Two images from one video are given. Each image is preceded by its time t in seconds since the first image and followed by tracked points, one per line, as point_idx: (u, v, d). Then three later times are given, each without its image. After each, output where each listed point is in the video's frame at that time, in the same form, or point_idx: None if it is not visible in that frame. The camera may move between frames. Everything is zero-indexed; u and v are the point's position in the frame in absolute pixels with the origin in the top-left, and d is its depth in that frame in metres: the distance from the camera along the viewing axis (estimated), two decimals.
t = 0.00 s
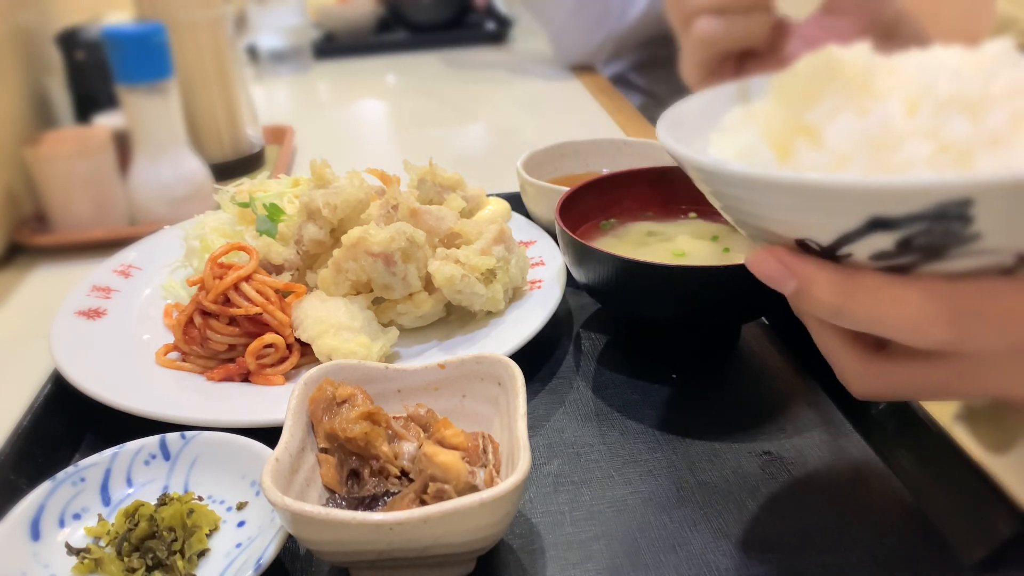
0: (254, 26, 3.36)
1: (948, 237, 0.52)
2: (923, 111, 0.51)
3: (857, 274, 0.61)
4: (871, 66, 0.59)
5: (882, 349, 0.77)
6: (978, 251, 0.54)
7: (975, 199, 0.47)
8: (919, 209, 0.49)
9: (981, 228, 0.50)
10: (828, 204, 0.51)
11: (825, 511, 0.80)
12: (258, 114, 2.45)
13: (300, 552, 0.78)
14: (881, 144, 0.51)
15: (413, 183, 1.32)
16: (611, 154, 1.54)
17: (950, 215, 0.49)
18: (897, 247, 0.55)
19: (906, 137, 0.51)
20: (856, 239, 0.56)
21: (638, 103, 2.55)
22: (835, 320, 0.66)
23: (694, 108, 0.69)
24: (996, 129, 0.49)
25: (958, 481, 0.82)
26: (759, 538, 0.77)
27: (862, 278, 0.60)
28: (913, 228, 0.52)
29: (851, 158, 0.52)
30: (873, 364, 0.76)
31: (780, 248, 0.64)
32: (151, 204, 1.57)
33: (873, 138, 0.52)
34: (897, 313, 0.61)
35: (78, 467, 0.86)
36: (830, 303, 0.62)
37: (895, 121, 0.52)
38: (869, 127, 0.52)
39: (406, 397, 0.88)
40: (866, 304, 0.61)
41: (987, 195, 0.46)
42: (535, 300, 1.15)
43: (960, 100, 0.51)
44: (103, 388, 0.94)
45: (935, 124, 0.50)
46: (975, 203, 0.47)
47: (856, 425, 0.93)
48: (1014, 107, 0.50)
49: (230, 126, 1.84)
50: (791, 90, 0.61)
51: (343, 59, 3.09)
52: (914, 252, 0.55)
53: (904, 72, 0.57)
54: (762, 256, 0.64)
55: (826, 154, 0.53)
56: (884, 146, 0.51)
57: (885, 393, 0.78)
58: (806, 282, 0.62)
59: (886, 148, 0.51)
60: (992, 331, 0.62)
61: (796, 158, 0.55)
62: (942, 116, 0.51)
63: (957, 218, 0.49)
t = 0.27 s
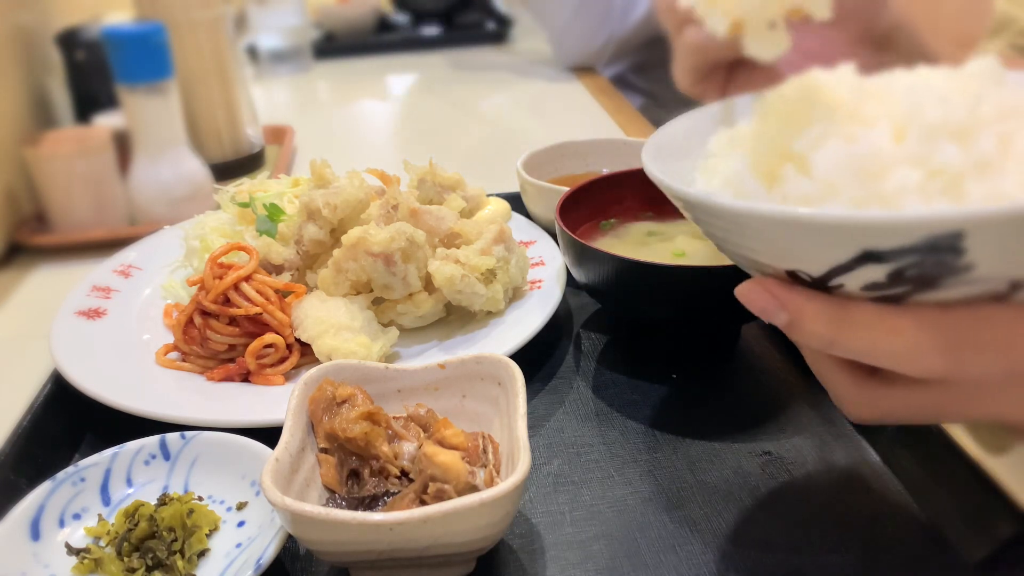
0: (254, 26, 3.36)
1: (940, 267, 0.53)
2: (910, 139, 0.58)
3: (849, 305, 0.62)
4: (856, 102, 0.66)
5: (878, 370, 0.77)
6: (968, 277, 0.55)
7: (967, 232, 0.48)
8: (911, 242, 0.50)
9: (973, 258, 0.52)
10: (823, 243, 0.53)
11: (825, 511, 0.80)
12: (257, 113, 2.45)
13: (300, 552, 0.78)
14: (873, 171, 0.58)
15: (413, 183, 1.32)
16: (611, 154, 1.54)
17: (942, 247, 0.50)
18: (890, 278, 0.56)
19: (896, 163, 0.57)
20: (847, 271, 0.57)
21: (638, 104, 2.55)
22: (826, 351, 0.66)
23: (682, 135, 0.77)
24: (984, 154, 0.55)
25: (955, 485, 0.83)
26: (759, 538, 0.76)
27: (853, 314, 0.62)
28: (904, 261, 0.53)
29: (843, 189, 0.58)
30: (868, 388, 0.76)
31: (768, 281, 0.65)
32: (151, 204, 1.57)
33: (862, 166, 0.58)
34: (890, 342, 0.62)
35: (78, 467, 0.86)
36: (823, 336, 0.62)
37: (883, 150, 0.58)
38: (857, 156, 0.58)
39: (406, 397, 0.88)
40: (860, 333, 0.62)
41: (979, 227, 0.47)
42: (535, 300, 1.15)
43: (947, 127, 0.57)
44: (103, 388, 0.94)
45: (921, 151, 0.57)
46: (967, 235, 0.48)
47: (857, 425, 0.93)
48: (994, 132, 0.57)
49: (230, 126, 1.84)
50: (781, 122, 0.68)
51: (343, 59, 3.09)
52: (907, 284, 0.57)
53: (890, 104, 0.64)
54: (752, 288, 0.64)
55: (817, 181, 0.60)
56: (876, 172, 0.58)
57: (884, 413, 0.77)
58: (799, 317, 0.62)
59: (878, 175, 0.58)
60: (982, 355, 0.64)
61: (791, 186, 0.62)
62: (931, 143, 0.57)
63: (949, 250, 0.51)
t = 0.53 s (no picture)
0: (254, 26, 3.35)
1: (933, 289, 0.54)
2: (899, 157, 0.56)
3: (839, 329, 0.63)
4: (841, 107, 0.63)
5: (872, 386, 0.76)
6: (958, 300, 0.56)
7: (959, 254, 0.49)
8: (904, 265, 0.51)
9: (965, 280, 0.53)
10: (816, 266, 0.54)
11: (825, 511, 0.80)
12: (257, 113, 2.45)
13: (300, 552, 0.78)
14: (863, 191, 0.56)
15: (413, 183, 1.32)
16: (611, 153, 1.54)
17: (935, 269, 0.51)
18: (882, 301, 0.57)
19: (884, 183, 0.56)
20: (838, 294, 0.58)
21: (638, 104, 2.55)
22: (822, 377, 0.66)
23: (665, 152, 0.80)
24: (974, 171, 0.54)
25: (953, 486, 0.83)
26: (759, 539, 0.76)
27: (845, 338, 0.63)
28: (896, 284, 0.54)
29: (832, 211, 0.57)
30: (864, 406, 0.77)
31: (756, 312, 0.66)
32: (151, 204, 1.57)
33: (852, 186, 0.56)
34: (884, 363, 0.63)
35: (78, 467, 0.86)
36: (818, 363, 0.63)
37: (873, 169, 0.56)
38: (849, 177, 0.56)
39: (405, 397, 0.88)
40: (851, 356, 0.63)
41: (971, 250, 0.48)
42: (535, 300, 1.15)
43: (936, 143, 0.55)
44: (102, 388, 0.93)
45: (910, 170, 0.56)
46: (960, 258, 0.50)
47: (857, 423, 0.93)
48: (983, 148, 0.55)
49: (230, 126, 1.84)
50: (755, 127, 0.66)
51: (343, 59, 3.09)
52: (899, 304, 0.58)
53: (876, 117, 0.61)
54: (742, 320, 0.64)
55: (806, 203, 0.59)
56: (865, 192, 0.56)
57: (883, 430, 0.78)
58: (791, 345, 0.63)
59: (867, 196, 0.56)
60: (976, 374, 0.65)
61: (778, 207, 0.60)
62: (919, 161, 0.56)
63: (942, 272, 0.52)
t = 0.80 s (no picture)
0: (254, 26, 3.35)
1: (926, 321, 0.56)
2: (882, 189, 0.62)
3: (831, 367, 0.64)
4: (822, 141, 0.70)
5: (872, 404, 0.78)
6: (949, 330, 0.57)
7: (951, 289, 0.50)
8: (896, 302, 0.53)
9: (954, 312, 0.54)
10: (811, 300, 0.55)
11: (826, 510, 0.80)
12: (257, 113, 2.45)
13: (300, 552, 0.78)
14: (849, 224, 0.61)
15: (413, 183, 1.32)
16: (611, 153, 1.54)
17: (925, 303, 0.53)
18: (873, 333, 0.58)
19: (870, 215, 0.61)
20: (830, 326, 0.58)
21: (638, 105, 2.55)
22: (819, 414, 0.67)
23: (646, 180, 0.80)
24: (955, 200, 0.59)
25: (953, 488, 0.82)
26: (759, 539, 0.76)
27: (836, 376, 0.63)
28: (888, 318, 0.56)
29: (820, 242, 0.62)
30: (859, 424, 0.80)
31: (746, 355, 0.67)
32: (151, 204, 1.57)
33: (839, 220, 0.61)
34: (876, 398, 0.63)
35: (78, 467, 0.86)
36: (812, 402, 0.64)
37: (858, 202, 0.62)
38: (837, 210, 0.61)
39: (405, 397, 0.88)
40: (843, 392, 0.63)
41: (962, 285, 0.50)
42: (535, 300, 1.15)
43: (917, 174, 0.61)
44: (103, 388, 0.93)
45: (892, 202, 0.61)
46: (950, 292, 0.51)
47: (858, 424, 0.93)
48: (961, 177, 0.61)
49: (230, 126, 1.84)
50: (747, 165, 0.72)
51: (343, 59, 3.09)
52: (888, 336, 0.59)
53: (855, 149, 0.68)
54: (733, 365, 0.66)
55: (795, 236, 0.63)
56: (851, 224, 0.61)
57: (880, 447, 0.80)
58: (784, 388, 0.64)
59: (854, 227, 0.61)
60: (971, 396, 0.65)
61: (767, 239, 0.64)
62: (901, 193, 0.61)
63: (932, 306, 0.53)
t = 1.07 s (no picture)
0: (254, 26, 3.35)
1: (931, 368, 0.56)
2: (878, 227, 0.60)
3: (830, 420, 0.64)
4: (813, 172, 0.67)
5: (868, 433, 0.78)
6: (951, 374, 0.57)
7: (954, 340, 0.51)
8: (899, 350, 0.53)
9: (958, 359, 0.54)
10: (814, 350, 0.55)
11: (827, 510, 0.80)
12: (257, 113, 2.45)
13: (300, 552, 0.78)
14: (845, 266, 0.60)
15: (413, 183, 1.32)
16: (611, 153, 1.54)
17: (930, 353, 0.53)
18: (875, 379, 0.58)
19: (867, 256, 0.60)
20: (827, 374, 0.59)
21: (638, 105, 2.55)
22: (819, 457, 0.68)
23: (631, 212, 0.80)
24: (950, 239, 0.58)
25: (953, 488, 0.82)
26: (759, 540, 0.76)
27: (837, 424, 0.64)
28: (891, 366, 0.56)
29: (816, 286, 0.62)
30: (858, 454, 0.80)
31: (744, 404, 0.68)
32: (151, 204, 1.57)
33: (835, 263, 0.61)
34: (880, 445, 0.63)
35: (78, 467, 0.86)
36: (814, 449, 0.65)
37: (854, 243, 0.60)
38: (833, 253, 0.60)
39: (406, 397, 0.88)
40: (842, 443, 0.64)
41: (966, 335, 0.50)
42: (535, 300, 1.15)
43: (914, 214, 0.59)
44: (103, 388, 0.93)
45: (889, 241, 0.59)
46: (952, 342, 0.51)
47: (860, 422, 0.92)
48: (957, 213, 0.60)
49: (230, 126, 1.84)
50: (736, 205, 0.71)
51: (343, 59, 3.09)
52: (891, 382, 0.59)
53: (848, 184, 0.65)
54: (732, 415, 0.67)
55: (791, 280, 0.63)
56: (848, 267, 0.60)
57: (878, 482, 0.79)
58: (783, 436, 0.65)
59: (850, 269, 0.60)
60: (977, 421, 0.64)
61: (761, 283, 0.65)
62: (898, 232, 0.59)
63: (936, 356, 0.53)
